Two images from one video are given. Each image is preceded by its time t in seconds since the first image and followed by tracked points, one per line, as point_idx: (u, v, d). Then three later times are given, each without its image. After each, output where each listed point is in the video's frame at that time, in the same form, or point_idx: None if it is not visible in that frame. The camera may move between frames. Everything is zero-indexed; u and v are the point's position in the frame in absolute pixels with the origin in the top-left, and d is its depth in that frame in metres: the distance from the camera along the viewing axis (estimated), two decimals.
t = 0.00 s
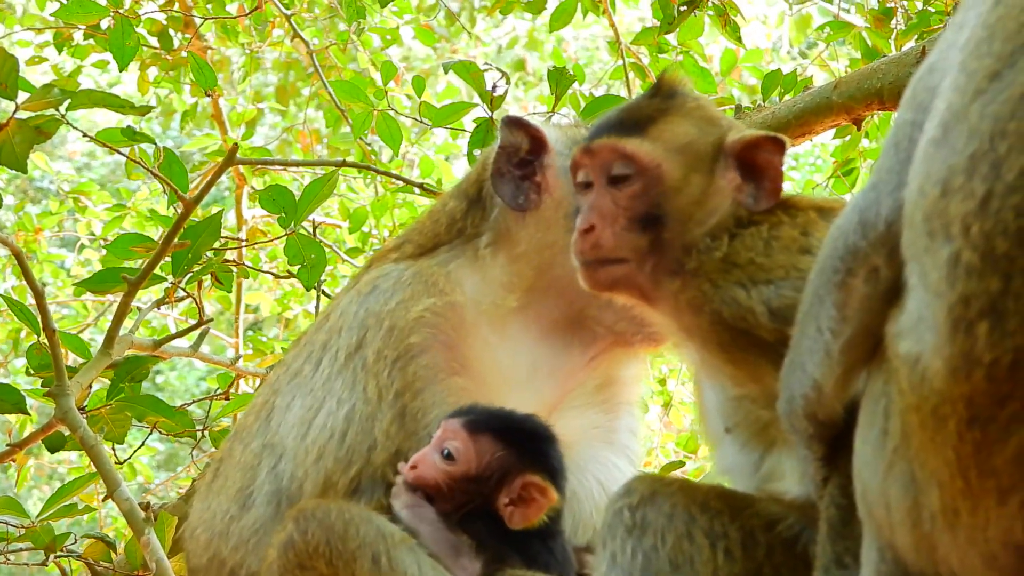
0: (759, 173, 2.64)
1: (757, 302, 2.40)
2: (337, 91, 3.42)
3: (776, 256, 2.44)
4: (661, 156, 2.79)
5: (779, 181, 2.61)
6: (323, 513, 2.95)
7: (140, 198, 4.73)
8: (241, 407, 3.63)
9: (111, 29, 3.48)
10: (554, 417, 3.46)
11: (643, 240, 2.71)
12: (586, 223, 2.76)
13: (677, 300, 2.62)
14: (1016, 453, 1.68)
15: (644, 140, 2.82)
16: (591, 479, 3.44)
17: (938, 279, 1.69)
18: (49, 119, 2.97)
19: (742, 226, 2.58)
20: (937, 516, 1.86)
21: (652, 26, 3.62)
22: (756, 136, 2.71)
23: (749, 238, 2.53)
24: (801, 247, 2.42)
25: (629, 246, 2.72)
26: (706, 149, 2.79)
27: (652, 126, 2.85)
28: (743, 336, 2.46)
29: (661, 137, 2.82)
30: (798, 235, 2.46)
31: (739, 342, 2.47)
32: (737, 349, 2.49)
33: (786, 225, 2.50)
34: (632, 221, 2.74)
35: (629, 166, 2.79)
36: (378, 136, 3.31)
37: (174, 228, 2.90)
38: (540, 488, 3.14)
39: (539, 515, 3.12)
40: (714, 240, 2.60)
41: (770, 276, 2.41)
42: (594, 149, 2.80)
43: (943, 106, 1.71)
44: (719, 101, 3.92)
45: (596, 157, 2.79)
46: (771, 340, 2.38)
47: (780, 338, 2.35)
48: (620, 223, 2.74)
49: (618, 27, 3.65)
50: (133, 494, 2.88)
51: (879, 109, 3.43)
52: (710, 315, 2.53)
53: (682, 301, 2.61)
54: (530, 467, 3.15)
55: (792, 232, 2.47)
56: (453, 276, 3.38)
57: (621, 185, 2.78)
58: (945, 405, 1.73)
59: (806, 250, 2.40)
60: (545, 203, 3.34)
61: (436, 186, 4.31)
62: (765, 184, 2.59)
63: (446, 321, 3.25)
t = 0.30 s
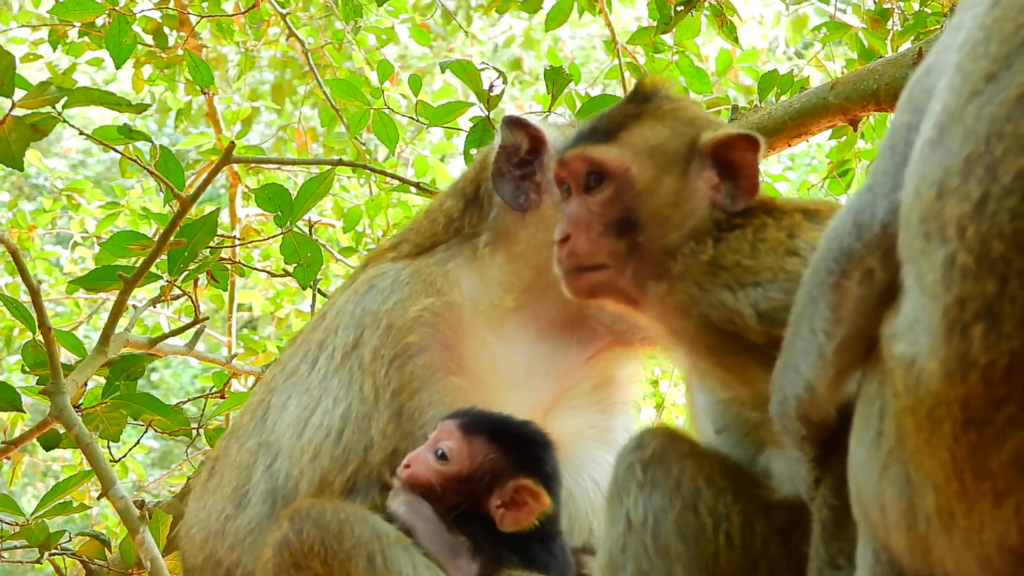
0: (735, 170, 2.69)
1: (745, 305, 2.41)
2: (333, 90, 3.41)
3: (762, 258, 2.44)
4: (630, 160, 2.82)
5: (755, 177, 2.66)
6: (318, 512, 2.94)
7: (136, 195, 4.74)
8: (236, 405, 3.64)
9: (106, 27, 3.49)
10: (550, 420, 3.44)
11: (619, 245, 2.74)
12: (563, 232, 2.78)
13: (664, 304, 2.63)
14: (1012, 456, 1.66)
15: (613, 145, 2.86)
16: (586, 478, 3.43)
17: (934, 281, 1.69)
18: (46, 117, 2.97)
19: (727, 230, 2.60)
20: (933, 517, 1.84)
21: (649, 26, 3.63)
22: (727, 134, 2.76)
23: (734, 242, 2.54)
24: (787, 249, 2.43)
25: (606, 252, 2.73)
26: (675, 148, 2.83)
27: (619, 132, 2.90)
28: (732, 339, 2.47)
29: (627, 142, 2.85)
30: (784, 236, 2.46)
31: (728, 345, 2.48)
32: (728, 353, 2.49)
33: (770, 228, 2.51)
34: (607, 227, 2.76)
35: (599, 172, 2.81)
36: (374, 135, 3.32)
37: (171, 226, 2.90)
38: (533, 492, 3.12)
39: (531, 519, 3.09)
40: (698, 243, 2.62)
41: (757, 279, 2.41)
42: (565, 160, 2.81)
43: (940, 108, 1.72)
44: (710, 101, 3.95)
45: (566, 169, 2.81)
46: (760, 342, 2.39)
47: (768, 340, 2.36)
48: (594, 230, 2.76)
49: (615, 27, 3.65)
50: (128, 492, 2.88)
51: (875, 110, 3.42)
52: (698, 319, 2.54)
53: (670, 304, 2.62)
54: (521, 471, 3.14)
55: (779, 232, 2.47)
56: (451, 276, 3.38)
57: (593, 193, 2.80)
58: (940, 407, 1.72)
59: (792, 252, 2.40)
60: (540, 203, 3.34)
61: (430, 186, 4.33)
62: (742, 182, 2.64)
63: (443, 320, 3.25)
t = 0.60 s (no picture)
0: (704, 171, 2.82)
1: (724, 307, 2.48)
2: (326, 90, 3.41)
3: (739, 259, 2.52)
4: (597, 165, 2.93)
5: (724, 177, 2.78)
6: (311, 510, 2.92)
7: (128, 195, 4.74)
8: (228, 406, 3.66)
9: (96, 26, 3.49)
10: (544, 419, 3.42)
11: (591, 249, 2.85)
12: (538, 237, 2.89)
13: (644, 308, 2.74)
14: (1003, 456, 1.62)
15: (583, 151, 2.97)
16: (580, 477, 3.43)
17: (925, 281, 1.66)
18: (37, 117, 2.97)
19: (701, 234, 2.72)
20: (923, 517, 1.81)
21: (640, 24, 3.63)
22: (695, 136, 2.85)
23: (711, 244, 2.65)
24: (763, 249, 2.50)
25: (578, 257, 2.85)
26: (643, 151, 2.95)
27: (590, 137, 3.01)
28: (712, 341, 2.54)
29: (597, 147, 2.97)
30: (760, 237, 2.54)
31: (710, 348, 2.55)
32: (708, 355, 2.56)
33: (747, 229, 2.60)
34: (578, 232, 2.88)
35: (570, 178, 2.92)
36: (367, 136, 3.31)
37: (163, 226, 2.90)
38: (528, 490, 3.09)
39: (527, 516, 3.06)
40: (672, 247, 2.74)
41: (736, 280, 2.49)
42: (537, 168, 2.93)
43: (930, 106, 1.69)
44: (701, 100, 4.03)
45: (538, 178, 2.92)
46: (739, 343, 2.45)
47: (748, 341, 2.43)
48: (565, 235, 2.87)
49: (605, 25, 3.65)
50: (119, 492, 2.87)
51: (866, 109, 3.43)
52: (678, 322, 2.63)
53: (649, 309, 2.73)
54: (517, 468, 3.12)
55: (753, 235, 2.56)
56: (447, 274, 3.38)
57: (565, 198, 2.91)
58: (931, 408, 1.68)
59: (768, 252, 2.49)
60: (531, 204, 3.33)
61: (422, 186, 4.34)
62: (712, 182, 2.77)
63: (438, 319, 3.25)
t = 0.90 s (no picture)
0: (691, 171, 2.82)
1: (703, 309, 2.47)
2: (318, 90, 3.41)
3: (719, 261, 2.52)
4: (586, 165, 2.96)
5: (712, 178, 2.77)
6: (302, 510, 2.93)
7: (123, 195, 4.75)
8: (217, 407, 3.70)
9: (89, 26, 3.50)
10: (534, 420, 3.37)
11: (578, 249, 2.88)
12: (525, 237, 2.93)
13: (625, 310, 2.75)
14: (995, 457, 1.62)
15: (571, 151, 2.99)
16: (571, 477, 3.38)
17: (918, 281, 1.65)
18: (29, 117, 2.97)
19: (685, 235, 2.72)
20: (916, 517, 1.80)
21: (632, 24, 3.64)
22: (684, 137, 2.86)
23: (693, 245, 2.65)
24: (744, 252, 2.50)
25: (564, 257, 2.88)
26: (631, 152, 2.96)
27: (579, 137, 3.03)
28: (692, 342, 2.53)
29: (586, 147, 2.99)
30: (743, 239, 2.54)
31: (690, 348, 2.53)
32: (689, 356, 2.55)
33: (730, 231, 2.60)
34: (565, 232, 2.91)
35: (561, 177, 2.94)
36: (358, 135, 3.33)
37: (156, 227, 2.90)
38: (514, 491, 3.05)
39: (514, 518, 3.03)
40: (655, 249, 2.75)
41: (715, 281, 2.48)
42: (527, 167, 2.95)
43: (924, 106, 1.68)
44: (693, 100, 4.07)
45: (529, 176, 2.94)
46: (718, 345, 2.44)
47: (727, 342, 2.42)
48: (552, 236, 2.90)
49: (597, 25, 3.65)
50: (112, 492, 2.86)
51: (858, 109, 3.44)
52: (658, 323, 2.62)
53: (630, 311, 2.73)
54: (501, 470, 3.07)
55: (735, 238, 2.55)
56: (438, 274, 3.39)
57: (555, 197, 2.93)
58: (924, 409, 1.67)
59: (749, 255, 2.48)
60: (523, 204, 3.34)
61: (415, 186, 4.36)
62: (699, 183, 2.77)
63: (427, 318, 3.27)
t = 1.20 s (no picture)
0: (677, 173, 2.85)
1: (698, 310, 2.47)
2: (310, 91, 3.42)
3: (712, 263, 2.52)
4: (575, 170, 2.97)
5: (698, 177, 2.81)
6: (293, 511, 2.92)
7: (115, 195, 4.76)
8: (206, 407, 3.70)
9: (79, 27, 3.52)
10: (530, 418, 3.41)
11: (568, 254, 2.88)
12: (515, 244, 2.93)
13: (617, 314, 2.73)
14: (986, 457, 1.61)
15: (560, 157, 3.01)
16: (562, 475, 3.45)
17: (912, 280, 1.64)
18: (19, 117, 2.97)
19: (676, 238, 2.71)
20: (906, 517, 1.79)
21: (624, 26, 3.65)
22: (670, 139, 2.88)
23: (684, 248, 2.65)
24: (737, 253, 2.50)
25: (555, 262, 2.87)
26: (619, 157, 2.97)
27: (568, 142, 3.05)
28: (685, 344, 2.52)
29: (574, 153, 3.01)
30: (735, 241, 2.54)
31: (683, 350, 2.52)
32: (682, 358, 2.53)
33: (722, 234, 2.59)
34: (554, 238, 2.91)
35: (549, 183, 2.97)
36: (349, 136, 3.33)
37: (146, 227, 2.89)
38: (517, 486, 3.13)
39: (521, 513, 3.13)
40: (645, 252, 2.76)
41: (709, 284, 2.47)
42: (516, 174, 2.99)
43: (920, 107, 1.68)
44: (684, 101, 4.08)
45: (517, 182, 2.98)
46: (712, 347, 2.44)
47: (721, 345, 2.41)
48: (542, 241, 2.90)
49: (589, 26, 3.66)
50: (102, 492, 2.86)
51: (849, 111, 3.45)
52: (652, 325, 2.61)
53: (621, 314, 2.72)
54: (502, 467, 3.14)
55: (728, 240, 2.55)
56: (456, 270, 3.35)
57: (543, 203, 2.96)
58: (917, 408, 1.67)
59: (741, 257, 2.48)
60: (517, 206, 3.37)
61: (406, 186, 4.37)
62: (687, 185, 2.80)
63: (439, 313, 3.24)
